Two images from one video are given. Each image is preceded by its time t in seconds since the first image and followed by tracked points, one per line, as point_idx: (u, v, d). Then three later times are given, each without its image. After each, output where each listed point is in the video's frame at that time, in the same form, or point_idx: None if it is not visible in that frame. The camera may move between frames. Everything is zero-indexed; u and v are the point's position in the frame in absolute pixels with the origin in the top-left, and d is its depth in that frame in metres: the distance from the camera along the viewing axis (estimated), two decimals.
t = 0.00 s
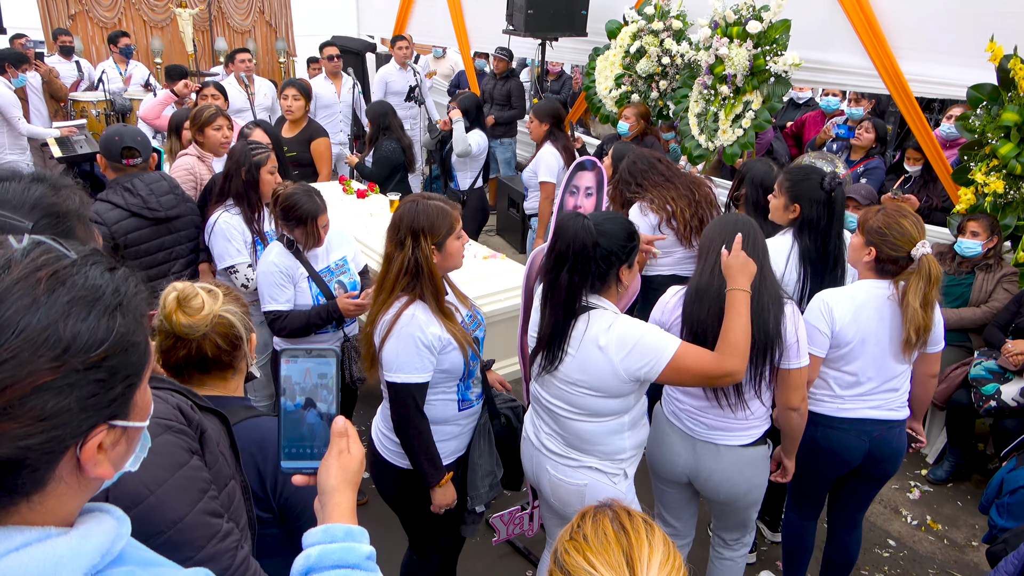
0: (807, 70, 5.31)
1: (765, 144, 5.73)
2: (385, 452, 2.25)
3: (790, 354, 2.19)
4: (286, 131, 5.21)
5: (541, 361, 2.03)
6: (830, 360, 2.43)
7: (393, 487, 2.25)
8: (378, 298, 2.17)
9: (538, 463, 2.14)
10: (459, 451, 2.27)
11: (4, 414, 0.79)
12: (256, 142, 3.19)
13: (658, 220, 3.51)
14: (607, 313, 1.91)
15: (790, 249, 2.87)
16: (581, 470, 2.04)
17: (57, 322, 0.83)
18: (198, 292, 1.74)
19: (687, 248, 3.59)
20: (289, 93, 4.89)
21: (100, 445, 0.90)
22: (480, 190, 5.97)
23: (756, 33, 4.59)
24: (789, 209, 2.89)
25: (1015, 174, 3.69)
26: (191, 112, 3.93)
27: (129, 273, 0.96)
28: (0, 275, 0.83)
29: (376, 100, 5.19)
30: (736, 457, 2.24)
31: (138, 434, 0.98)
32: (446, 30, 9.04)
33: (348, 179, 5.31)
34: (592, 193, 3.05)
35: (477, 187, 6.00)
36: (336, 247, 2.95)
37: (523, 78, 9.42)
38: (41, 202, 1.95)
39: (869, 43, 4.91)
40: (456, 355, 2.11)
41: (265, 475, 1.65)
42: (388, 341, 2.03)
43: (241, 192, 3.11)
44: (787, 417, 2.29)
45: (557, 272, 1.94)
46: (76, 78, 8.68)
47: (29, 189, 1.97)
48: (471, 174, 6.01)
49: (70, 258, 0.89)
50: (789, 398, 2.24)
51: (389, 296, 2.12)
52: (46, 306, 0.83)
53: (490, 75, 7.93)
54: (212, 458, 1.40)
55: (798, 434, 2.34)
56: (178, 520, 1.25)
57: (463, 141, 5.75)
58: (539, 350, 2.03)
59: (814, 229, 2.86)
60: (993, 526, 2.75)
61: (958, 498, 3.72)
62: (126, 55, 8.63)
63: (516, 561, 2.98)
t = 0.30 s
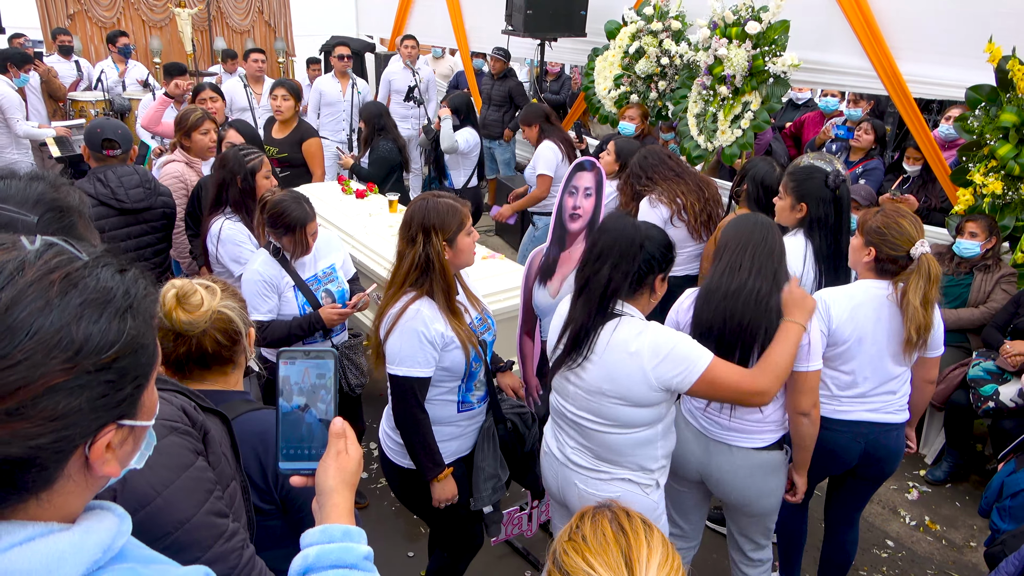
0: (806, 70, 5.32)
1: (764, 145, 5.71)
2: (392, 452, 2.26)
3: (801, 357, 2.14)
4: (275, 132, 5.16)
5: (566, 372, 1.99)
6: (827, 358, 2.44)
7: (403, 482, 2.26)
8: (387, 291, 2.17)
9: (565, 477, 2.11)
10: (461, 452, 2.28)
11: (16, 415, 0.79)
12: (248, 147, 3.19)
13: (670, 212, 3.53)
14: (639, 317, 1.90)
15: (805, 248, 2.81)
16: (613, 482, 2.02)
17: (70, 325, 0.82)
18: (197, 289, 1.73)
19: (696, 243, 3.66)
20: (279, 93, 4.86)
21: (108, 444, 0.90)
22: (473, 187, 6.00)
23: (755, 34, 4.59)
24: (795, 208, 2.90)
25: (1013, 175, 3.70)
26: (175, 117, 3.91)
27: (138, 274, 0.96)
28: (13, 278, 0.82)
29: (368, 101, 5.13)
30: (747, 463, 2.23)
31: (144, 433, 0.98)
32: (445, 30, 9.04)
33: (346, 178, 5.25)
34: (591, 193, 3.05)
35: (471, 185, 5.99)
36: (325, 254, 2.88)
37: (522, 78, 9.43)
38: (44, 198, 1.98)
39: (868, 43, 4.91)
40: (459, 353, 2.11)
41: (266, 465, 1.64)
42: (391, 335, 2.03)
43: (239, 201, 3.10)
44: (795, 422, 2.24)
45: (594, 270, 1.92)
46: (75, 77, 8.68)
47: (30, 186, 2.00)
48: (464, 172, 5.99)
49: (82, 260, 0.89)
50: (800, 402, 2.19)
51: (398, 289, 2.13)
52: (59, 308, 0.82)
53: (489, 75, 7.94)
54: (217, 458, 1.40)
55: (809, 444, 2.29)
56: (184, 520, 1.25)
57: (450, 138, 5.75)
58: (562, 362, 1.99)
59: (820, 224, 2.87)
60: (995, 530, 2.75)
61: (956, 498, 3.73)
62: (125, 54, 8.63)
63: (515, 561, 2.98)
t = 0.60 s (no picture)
0: (804, 70, 5.32)
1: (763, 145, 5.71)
2: (394, 460, 2.26)
3: (841, 368, 2.15)
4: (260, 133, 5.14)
5: (607, 384, 1.96)
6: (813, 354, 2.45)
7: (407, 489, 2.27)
8: (392, 295, 2.17)
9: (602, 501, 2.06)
10: (464, 458, 2.28)
11: (40, 414, 0.79)
12: (245, 150, 3.20)
13: (669, 200, 3.60)
14: (692, 326, 1.93)
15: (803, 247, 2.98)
16: (658, 496, 1.99)
17: (95, 326, 0.83)
18: (195, 287, 1.73)
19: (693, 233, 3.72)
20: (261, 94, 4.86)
21: (122, 445, 0.90)
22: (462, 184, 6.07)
23: (753, 34, 4.59)
24: (779, 210, 3.06)
25: (1012, 175, 3.71)
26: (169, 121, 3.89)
27: (154, 276, 0.96)
28: (41, 279, 0.81)
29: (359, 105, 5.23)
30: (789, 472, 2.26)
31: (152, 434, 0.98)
32: (443, 31, 9.05)
33: (346, 181, 5.24)
34: (589, 193, 3.02)
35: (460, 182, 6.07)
36: (322, 256, 2.87)
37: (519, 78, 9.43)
38: (45, 201, 1.99)
39: (865, 43, 4.92)
40: (464, 355, 2.11)
41: (267, 458, 1.64)
42: (396, 336, 2.03)
43: (240, 206, 3.10)
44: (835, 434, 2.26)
45: (649, 278, 1.93)
46: (73, 78, 8.68)
47: (30, 189, 2.00)
48: (454, 169, 6.02)
49: (104, 264, 0.88)
50: (840, 414, 2.21)
51: (404, 290, 2.13)
52: (85, 310, 0.82)
53: (487, 76, 7.95)
54: (214, 465, 1.40)
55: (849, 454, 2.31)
56: (178, 530, 1.24)
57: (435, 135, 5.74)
58: (603, 374, 1.96)
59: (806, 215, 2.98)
60: (996, 532, 2.75)
61: (954, 498, 3.73)
62: (122, 55, 8.62)
63: (513, 562, 2.98)
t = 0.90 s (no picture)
0: (803, 71, 5.32)
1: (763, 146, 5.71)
2: (407, 484, 2.21)
3: (866, 372, 2.23)
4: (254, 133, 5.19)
5: (633, 387, 1.95)
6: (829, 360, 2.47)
7: (419, 521, 2.24)
8: (394, 313, 2.13)
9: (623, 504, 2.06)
10: (480, 472, 2.25)
11: (49, 411, 0.80)
12: (256, 148, 3.17)
13: (660, 194, 3.66)
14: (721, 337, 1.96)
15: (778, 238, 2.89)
16: (683, 495, 2.03)
17: (103, 325, 0.84)
18: (199, 284, 1.76)
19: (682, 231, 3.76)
20: (250, 92, 4.92)
21: (130, 442, 0.91)
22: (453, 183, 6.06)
23: (752, 35, 4.60)
24: (749, 211, 3.06)
25: (1010, 176, 3.73)
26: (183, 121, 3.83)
27: (161, 276, 0.97)
28: (49, 278, 0.82)
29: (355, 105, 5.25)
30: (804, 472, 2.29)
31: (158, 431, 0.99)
32: (443, 30, 9.05)
33: (346, 181, 5.24)
34: (589, 194, 3.03)
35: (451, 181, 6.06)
36: (336, 256, 2.87)
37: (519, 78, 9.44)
38: (36, 200, 2.00)
39: (865, 44, 4.92)
40: (481, 364, 2.08)
41: (267, 457, 1.65)
42: (413, 352, 1.99)
43: (248, 204, 3.08)
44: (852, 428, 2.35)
45: (696, 284, 1.92)
46: (72, 77, 8.68)
47: (21, 188, 2.01)
48: (445, 169, 6.03)
49: (111, 263, 0.89)
50: (860, 412, 2.30)
51: (407, 308, 2.09)
52: (93, 309, 0.83)
53: (487, 76, 7.95)
54: (213, 464, 1.40)
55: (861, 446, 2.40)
56: (171, 529, 1.23)
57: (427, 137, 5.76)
58: (633, 376, 1.94)
59: (777, 218, 2.97)
60: (995, 533, 2.76)
61: (953, 498, 3.74)
62: (121, 54, 8.63)
63: (513, 561, 2.99)
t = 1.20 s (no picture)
0: (803, 71, 5.33)
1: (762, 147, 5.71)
2: (417, 506, 2.19)
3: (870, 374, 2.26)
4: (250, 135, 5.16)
5: (625, 376, 1.97)
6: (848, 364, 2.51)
7: (427, 538, 2.24)
8: (407, 331, 2.07)
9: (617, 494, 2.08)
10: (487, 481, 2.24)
11: (70, 409, 0.81)
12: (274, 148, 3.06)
13: (639, 191, 3.67)
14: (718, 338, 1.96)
15: (742, 245, 3.06)
16: (675, 486, 2.05)
17: (122, 324, 0.84)
18: (200, 288, 1.75)
19: (661, 228, 3.76)
20: (247, 94, 4.92)
21: (145, 440, 0.92)
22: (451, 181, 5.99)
23: (751, 36, 4.61)
24: (717, 217, 3.22)
25: (1009, 176, 3.74)
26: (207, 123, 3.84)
27: (177, 277, 0.98)
28: (71, 278, 0.83)
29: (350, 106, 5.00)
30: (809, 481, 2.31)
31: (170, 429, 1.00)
32: (442, 30, 9.05)
33: (346, 181, 5.25)
34: (588, 194, 3.04)
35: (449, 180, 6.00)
36: (356, 257, 2.85)
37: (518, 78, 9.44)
38: (62, 201, 2.00)
39: (864, 45, 4.93)
40: (496, 382, 2.07)
41: (264, 464, 1.62)
42: (431, 375, 1.95)
43: (257, 200, 2.99)
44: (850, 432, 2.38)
45: (697, 282, 1.91)
46: (72, 77, 8.68)
47: (49, 189, 2.01)
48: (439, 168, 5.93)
49: (130, 263, 0.90)
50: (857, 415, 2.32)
51: (422, 325, 2.03)
52: (113, 309, 0.84)
53: (486, 77, 7.96)
54: (216, 466, 1.39)
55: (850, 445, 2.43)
56: (174, 530, 1.23)
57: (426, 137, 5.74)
58: (632, 368, 1.95)
59: (740, 222, 3.11)
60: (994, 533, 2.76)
61: (952, 498, 3.75)
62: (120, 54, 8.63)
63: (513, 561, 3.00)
